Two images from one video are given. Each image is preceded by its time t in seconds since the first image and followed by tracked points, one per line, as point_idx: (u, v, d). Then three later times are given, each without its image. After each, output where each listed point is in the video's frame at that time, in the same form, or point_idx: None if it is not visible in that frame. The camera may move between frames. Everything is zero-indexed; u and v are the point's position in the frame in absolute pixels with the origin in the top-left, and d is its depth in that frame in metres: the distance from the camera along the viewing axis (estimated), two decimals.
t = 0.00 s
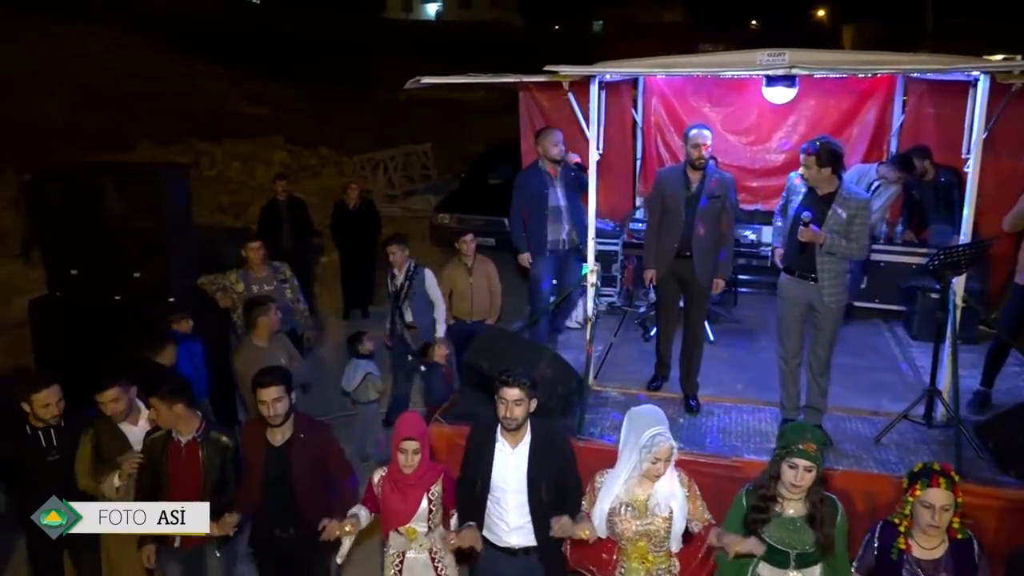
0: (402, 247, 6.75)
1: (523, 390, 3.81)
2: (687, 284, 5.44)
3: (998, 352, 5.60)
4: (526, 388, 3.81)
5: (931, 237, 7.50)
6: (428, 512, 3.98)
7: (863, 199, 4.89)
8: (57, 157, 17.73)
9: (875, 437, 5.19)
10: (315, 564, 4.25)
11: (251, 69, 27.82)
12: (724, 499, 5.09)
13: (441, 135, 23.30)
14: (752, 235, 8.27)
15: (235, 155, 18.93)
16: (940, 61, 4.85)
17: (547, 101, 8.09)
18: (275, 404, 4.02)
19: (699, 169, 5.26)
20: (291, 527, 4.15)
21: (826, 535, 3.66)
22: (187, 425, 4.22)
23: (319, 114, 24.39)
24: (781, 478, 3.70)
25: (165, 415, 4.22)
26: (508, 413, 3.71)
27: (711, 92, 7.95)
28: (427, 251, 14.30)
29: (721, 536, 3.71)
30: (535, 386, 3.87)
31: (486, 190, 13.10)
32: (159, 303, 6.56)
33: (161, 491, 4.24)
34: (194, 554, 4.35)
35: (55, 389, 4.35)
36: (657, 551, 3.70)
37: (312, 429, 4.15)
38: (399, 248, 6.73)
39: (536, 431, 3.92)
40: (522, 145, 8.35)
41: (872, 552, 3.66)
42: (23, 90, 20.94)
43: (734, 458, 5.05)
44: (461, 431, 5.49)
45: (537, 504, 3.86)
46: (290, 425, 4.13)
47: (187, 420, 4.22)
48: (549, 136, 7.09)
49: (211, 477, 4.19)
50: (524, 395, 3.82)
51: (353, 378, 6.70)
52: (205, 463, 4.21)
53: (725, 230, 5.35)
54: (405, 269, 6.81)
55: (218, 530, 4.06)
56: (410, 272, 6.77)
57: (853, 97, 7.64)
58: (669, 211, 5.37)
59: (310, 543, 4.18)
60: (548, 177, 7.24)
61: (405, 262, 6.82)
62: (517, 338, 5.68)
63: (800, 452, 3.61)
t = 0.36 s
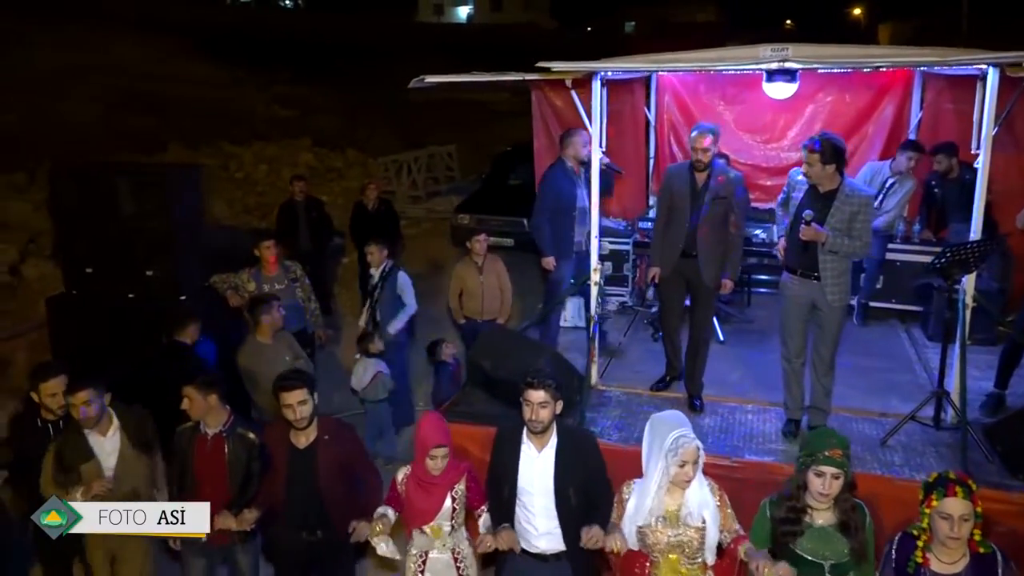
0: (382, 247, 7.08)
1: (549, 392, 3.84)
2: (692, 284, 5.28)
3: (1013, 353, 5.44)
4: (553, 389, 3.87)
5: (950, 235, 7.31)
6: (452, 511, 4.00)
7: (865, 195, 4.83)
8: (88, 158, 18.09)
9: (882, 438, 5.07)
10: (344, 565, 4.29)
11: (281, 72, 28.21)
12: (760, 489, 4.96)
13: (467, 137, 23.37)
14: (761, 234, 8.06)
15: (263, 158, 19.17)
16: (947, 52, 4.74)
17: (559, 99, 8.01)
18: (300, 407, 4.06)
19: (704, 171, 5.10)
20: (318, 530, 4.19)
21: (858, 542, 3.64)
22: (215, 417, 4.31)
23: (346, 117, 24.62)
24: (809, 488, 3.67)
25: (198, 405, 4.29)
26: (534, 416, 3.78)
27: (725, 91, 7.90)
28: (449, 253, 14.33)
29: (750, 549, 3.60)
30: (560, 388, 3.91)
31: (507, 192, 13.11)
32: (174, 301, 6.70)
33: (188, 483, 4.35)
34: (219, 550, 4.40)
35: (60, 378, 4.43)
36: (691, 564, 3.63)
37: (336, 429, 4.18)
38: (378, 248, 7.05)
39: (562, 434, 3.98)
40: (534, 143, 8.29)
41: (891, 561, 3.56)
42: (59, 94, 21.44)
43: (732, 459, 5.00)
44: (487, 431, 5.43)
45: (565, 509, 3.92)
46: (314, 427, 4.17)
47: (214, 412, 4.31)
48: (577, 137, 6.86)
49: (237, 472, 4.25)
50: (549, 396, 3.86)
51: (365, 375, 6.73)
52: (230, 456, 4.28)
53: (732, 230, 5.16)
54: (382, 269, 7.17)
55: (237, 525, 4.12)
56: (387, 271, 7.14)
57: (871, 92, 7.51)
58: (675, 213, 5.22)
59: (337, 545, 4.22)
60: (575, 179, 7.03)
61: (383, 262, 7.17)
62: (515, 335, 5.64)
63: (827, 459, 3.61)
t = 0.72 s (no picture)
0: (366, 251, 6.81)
1: (564, 400, 3.81)
2: (689, 282, 5.28)
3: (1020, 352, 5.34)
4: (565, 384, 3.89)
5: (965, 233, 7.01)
6: (472, 520, 4.02)
7: (862, 190, 4.80)
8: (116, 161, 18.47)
9: (882, 438, 4.98)
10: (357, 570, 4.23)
11: (308, 75, 28.56)
12: (761, 495, 4.86)
13: (490, 139, 23.40)
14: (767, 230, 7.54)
15: (286, 160, 19.39)
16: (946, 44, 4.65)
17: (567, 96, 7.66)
18: (318, 412, 4.07)
19: (698, 168, 5.09)
20: (333, 535, 4.14)
21: (873, 551, 3.52)
22: (225, 422, 4.22)
23: (371, 119, 24.84)
24: (819, 497, 3.52)
25: (215, 407, 4.16)
26: (550, 425, 3.75)
27: (734, 88, 7.85)
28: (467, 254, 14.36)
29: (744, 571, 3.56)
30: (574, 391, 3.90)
31: (524, 192, 13.10)
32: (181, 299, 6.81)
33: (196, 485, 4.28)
34: (230, 552, 4.25)
35: (75, 368, 4.65)
36: None
37: (350, 434, 4.16)
38: (363, 253, 6.78)
39: (576, 440, 3.96)
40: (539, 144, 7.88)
41: None
42: (90, 98, 21.95)
43: (729, 458, 4.93)
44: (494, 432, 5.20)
45: (575, 520, 3.90)
46: (329, 432, 4.16)
47: (224, 417, 4.21)
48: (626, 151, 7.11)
49: (244, 474, 4.21)
50: (565, 405, 3.83)
51: (379, 374, 6.73)
52: (238, 461, 4.22)
53: (728, 222, 5.14)
54: (364, 274, 6.88)
55: (229, 533, 4.13)
56: (369, 276, 6.86)
57: (883, 88, 7.41)
58: (671, 212, 5.23)
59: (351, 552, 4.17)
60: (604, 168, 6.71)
61: (365, 266, 6.87)
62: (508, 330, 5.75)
63: (838, 467, 3.47)
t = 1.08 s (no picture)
0: (350, 255, 6.82)
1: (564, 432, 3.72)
2: (684, 280, 5.46)
3: None
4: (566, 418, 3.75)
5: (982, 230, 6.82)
6: (486, 530, 4.13)
7: (864, 185, 4.72)
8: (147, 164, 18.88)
9: (886, 436, 4.94)
10: None
11: (338, 79, 28.89)
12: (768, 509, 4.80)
13: (516, 141, 23.43)
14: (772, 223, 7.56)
15: (313, 163, 19.61)
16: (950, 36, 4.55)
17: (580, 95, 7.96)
18: (339, 412, 3.96)
19: (686, 161, 5.31)
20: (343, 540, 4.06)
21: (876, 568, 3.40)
22: (228, 423, 4.17)
23: (398, 122, 25.04)
24: (820, 510, 3.43)
25: (221, 408, 4.11)
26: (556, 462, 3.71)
27: (748, 84, 7.75)
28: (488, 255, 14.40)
29: None
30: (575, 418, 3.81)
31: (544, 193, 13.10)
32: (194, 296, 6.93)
33: (198, 492, 4.18)
34: (241, 557, 4.23)
35: (99, 364, 4.64)
36: None
37: (358, 435, 4.05)
38: (347, 256, 6.78)
39: (586, 456, 3.86)
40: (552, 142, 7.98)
41: None
42: (124, 104, 22.41)
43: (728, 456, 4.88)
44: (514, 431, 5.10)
45: (588, 536, 3.83)
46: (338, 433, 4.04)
47: (228, 417, 4.16)
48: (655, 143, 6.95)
49: (251, 475, 4.16)
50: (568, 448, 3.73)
51: (401, 367, 7.10)
52: (244, 461, 4.17)
53: (717, 217, 5.36)
54: (348, 277, 6.88)
55: (239, 538, 4.06)
56: (354, 280, 6.84)
57: (899, 84, 7.30)
58: (661, 205, 5.39)
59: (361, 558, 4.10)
60: (643, 166, 6.69)
61: (349, 269, 6.89)
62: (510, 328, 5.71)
63: (838, 476, 3.40)
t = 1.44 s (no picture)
0: (331, 258, 6.98)
1: (575, 452, 3.67)
2: (685, 277, 5.51)
3: None
4: (576, 447, 3.66)
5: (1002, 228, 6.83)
6: (498, 528, 4.18)
7: (870, 178, 4.64)
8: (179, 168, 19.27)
9: (892, 434, 4.87)
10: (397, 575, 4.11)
11: (368, 81, 29.18)
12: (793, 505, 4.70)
13: (544, 142, 23.44)
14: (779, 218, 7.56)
15: (342, 165, 19.84)
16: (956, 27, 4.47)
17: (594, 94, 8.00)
18: (365, 412, 3.97)
19: (682, 157, 5.31)
20: (370, 537, 4.06)
21: None
22: (260, 420, 4.19)
23: (427, 124, 25.22)
24: (833, 515, 3.32)
25: (255, 406, 4.14)
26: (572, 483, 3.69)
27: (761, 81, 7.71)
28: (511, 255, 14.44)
29: None
30: (586, 442, 3.69)
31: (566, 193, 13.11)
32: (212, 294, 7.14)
33: (232, 495, 4.20)
34: (269, 553, 4.29)
35: (118, 366, 4.34)
36: None
37: (387, 432, 4.04)
38: (327, 259, 6.93)
39: (602, 472, 3.78)
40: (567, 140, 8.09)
41: None
42: (158, 110, 22.90)
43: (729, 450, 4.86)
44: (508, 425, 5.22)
45: (608, 540, 3.77)
46: (367, 431, 4.03)
47: (261, 414, 4.17)
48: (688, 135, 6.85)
49: (282, 473, 4.17)
50: (579, 462, 3.67)
51: (422, 354, 7.00)
52: (275, 457, 4.18)
53: (715, 213, 5.44)
54: (332, 282, 6.99)
55: (273, 530, 4.11)
56: (336, 285, 6.96)
57: (916, 78, 7.21)
58: (660, 201, 5.46)
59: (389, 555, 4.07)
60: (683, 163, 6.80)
61: (333, 274, 7.01)
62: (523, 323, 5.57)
63: (851, 482, 3.26)
